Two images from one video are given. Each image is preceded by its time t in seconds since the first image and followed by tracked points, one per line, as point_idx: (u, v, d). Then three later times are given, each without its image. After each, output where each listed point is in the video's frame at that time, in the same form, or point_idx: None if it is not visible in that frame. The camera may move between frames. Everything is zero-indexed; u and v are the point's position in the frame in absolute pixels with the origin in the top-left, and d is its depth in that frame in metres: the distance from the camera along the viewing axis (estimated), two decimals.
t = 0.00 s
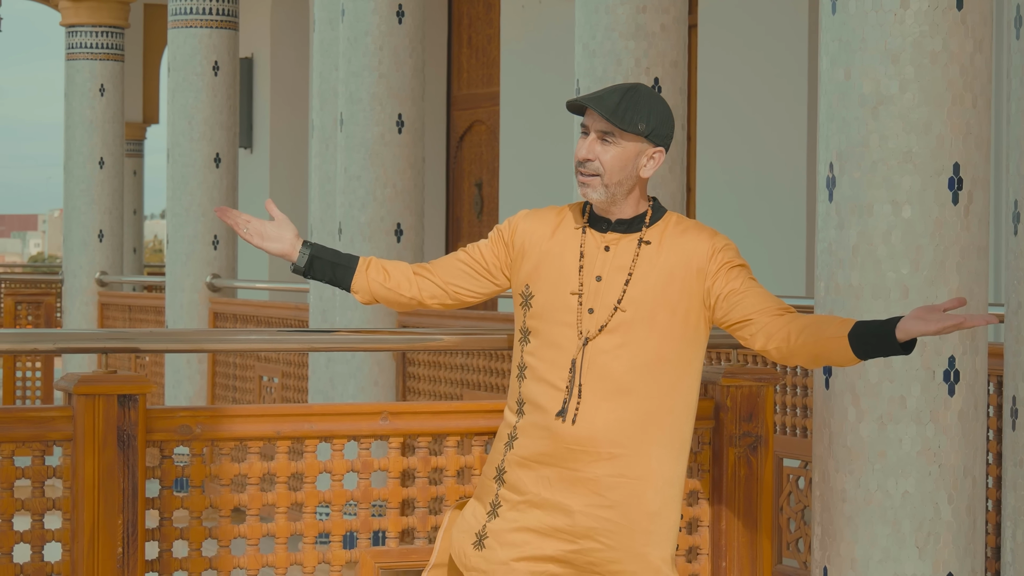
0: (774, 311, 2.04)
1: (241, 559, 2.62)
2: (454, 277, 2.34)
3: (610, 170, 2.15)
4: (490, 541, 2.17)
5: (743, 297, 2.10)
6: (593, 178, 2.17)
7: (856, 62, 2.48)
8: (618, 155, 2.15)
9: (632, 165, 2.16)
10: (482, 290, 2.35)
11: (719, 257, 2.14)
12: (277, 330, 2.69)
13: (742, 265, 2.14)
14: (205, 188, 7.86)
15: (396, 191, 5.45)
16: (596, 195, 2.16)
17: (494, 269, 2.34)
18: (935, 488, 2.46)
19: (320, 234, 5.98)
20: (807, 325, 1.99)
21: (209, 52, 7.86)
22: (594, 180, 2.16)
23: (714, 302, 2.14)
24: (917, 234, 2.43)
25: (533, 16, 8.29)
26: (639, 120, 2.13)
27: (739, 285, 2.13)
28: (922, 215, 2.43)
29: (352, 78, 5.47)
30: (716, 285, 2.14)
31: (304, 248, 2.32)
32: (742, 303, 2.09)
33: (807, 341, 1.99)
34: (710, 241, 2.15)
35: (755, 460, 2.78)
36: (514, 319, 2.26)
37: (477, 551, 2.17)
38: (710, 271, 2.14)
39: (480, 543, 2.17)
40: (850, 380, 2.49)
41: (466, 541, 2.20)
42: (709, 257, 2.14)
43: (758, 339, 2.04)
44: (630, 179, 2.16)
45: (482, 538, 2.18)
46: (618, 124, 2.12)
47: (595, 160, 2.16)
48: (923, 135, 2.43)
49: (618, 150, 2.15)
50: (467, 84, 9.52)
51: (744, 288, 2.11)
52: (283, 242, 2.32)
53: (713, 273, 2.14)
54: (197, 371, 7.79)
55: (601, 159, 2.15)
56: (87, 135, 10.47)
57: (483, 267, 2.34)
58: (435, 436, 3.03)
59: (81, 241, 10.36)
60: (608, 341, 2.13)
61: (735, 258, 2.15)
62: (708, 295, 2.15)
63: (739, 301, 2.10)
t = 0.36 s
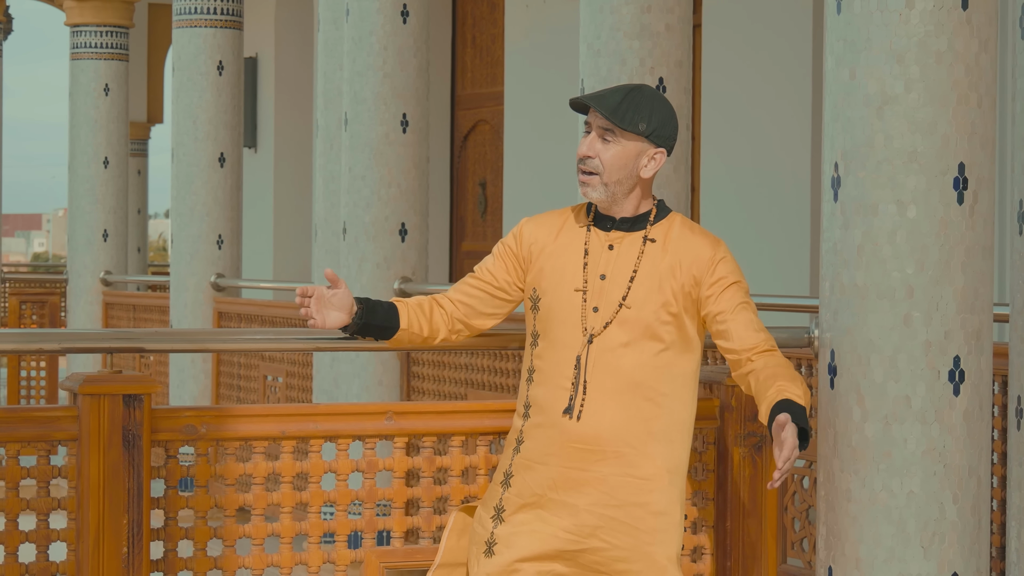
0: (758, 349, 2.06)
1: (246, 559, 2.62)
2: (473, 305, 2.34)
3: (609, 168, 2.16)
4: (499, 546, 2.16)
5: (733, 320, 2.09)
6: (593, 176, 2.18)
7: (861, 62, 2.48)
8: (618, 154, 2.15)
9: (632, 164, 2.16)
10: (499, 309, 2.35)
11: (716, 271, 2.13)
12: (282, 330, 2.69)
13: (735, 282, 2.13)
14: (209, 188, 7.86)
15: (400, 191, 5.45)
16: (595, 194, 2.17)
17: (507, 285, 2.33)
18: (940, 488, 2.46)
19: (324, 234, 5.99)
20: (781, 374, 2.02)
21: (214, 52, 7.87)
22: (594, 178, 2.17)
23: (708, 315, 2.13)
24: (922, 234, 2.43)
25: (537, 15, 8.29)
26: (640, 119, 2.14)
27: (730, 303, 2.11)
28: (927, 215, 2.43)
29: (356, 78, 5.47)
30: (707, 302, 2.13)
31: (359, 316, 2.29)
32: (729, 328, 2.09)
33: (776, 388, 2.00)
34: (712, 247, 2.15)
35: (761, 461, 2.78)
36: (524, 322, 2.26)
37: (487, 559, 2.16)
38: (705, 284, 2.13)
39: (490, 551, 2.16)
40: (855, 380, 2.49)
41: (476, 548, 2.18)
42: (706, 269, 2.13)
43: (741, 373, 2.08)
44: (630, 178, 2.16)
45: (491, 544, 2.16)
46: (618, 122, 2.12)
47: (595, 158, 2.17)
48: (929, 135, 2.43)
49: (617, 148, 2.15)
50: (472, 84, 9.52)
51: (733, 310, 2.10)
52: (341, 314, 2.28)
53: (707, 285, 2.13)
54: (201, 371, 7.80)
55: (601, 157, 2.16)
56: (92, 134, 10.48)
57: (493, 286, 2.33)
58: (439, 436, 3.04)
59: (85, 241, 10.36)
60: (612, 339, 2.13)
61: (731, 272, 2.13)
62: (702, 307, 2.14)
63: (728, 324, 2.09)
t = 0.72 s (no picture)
0: (709, 375, 2.12)
1: (250, 560, 2.62)
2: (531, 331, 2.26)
3: (607, 163, 2.14)
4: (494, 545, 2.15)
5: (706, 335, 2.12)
6: (591, 168, 2.17)
7: (866, 63, 2.48)
8: (617, 150, 2.14)
9: (629, 163, 2.14)
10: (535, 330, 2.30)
11: (705, 282, 2.13)
12: (286, 331, 2.69)
13: (719, 296, 2.14)
14: (213, 188, 7.87)
15: (404, 192, 5.46)
16: (590, 187, 2.17)
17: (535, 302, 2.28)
18: (944, 489, 2.46)
19: (327, 234, 6.00)
20: (701, 404, 2.10)
21: (218, 53, 7.87)
22: (591, 171, 2.17)
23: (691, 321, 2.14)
24: (927, 235, 2.43)
25: (542, 16, 8.29)
26: (643, 120, 2.12)
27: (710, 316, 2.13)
28: (932, 215, 2.43)
29: (360, 78, 5.47)
30: (688, 312, 2.14)
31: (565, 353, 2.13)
32: (702, 341, 2.13)
33: (674, 409, 2.09)
34: (707, 253, 2.15)
35: (765, 461, 2.79)
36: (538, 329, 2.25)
37: (479, 556, 2.16)
38: (690, 293, 2.14)
39: (483, 548, 2.16)
40: (859, 381, 2.49)
41: (470, 548, 2.18)
42: (695, 278, 2.14)
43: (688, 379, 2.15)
44: (626, 177, 2.15)
45: (485, 542, 2.16)
46: (621, 118, 2.11)
47: (594, 150, 2.16)
48: (933, 136, 2.43)
49: (617, 145, 2.14)
50: (476, 84, 9.52)
51: (708, 325, 2.12)
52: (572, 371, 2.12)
53: (693, 294, 2.14)
54: (205, 371, 7.81)
55: (600, 150, 2.14)
56: (96, 134, 10.49)
57: (524, 306, 2.26)
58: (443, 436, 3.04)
59: (89, 241, 10.37)
60: (610, 340, 2.15)
61: (720, 284, 2.14)
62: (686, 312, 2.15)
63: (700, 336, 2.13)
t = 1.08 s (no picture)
0: (722, 377, 2.12)
1: (254, 560, 2.63)
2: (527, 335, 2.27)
3: (612, 158, 2.14)
4: (495, 545, 2.15)
5: (717, 337, 2.13)
6: (596, 164, 2.16)
7: (869, 64, 2.48)
8: (623, 145, 2.14)
9: (635, 158, 2.14)
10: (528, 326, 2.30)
11: (713, 284, 2.14)
12: (289, 332, 2.70)
13: (728, 298, 2.14)
14: (216, 189, 7.87)
15: (407, 192, 5.46)
16: (596, 182, 2.16)
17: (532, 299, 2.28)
18: (948, 489, 2.46)
19: (331, 235, 6.01)
20: (715, 407, 2.10)
21: (221, 53, 7.88)
22: (596, 166, 2.16)
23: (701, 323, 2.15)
24: (930, 235, 2.43)
25: (545, 16, 8.29)
26: (649, 114, 2.13)
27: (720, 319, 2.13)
28: (935, 216, 2.43)
29: (363, 79, 5.47)
30: (697, 315, 2.15)
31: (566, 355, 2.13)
32: (712, 344, 2.13)
33: (688, 413, 2.09)
34: (713, 256, 2.16)
35: (769, 461, 2.78)
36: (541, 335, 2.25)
37: (481, 555, 2.17)
38: (698, 296, 2.14)
39: (484, 548, 2.17)
40: (863, 381, 2.49)
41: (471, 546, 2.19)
42: (702, 281, 2.15)
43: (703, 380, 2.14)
44: (632, 171, 2.14)
45: (486, 542, 2.17)
46: (627, 111, 2.12)
47: (600, 146, 2.15)
48: (937, 136, 2.43)
49: (623, 139, 2.14)
50: (479, 85, 9.52)
51: (718, 326, 2.13)
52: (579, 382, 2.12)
53: (700, 296, 2.14)
54: (209, 372, 7.81)
55: (606, 145, 2.14)
56: (99, 135, 10.50)
57: (523, 304, 2.26)
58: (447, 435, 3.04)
59: (93, 242, 10.37)
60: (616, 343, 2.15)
61: (727, 286, 2.15)
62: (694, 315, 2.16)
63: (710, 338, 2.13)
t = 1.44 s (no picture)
0: (723, 381, 2.13)
1: (257, 559, 2.63)
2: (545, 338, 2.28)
3: (646, 152, 2.14)
4: (501, 545, 2.15)
5: (721, 341, 2.14)
6: (630, 161, 2.15)
7: (873, 64, 2.48)
8: (652, 138, 2.15)
9: (663, 150, 2.17)
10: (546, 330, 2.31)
11: (718, 287, 2.16)
12: (293, 331, 2.70)
13: (733, 302, 2.16)
14: (220, 189, 7.87)
15: (411, 192, 5.47)
16: (633, 178, 2.15)
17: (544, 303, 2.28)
18: (951, 489, 2.46)
19: (335, 235, 6.02)
20: (716, 410, 2.11)
21: (224, 53, 7.88)
22: (631, 163, 2.15)
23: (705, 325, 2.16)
24: (933, 234, 2.43)
25: (548, 16, 8.30)
26: (670, 105, 2.17)
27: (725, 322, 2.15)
28: (938, 215, 2.43)
29: (367, 79, 5.48)
30: (702, 318, 2.16)
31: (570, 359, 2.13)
32: (717, 347, 2.14)
33: (690, 415, 2.10)
34: (720, 260, 2.17)
35: (771, 460, 2.78)
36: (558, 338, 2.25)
37: (488, 556, 2.16)
38: (704, 299, 2.16)
39: (491, 548, 2.16)
40: (866, 381, 2.49)
41: (477, 546, 2.19)
42: (708, 284, 2.16)
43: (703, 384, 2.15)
44: (661, 163, 2.17)
45: (493, 542, 2.16)
46: (656, 103, 2.14)
47: (629, 143, 2.15)
48: (940, 136, 2.43)
49: (652, 132, 2.15)
50: (482, 84, 9.52)
51: (724, 330, 2.14)
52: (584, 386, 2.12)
53: (706, 299, 2.15)
54: (212, 372, 7.81)
55: (638, 140, 2.14)
56: (103, 135, 10.51)
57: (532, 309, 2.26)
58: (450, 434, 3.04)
59: (96, 242, 10.38)
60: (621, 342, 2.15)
61: (732, 290, 2.16)
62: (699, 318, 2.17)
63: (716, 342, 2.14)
